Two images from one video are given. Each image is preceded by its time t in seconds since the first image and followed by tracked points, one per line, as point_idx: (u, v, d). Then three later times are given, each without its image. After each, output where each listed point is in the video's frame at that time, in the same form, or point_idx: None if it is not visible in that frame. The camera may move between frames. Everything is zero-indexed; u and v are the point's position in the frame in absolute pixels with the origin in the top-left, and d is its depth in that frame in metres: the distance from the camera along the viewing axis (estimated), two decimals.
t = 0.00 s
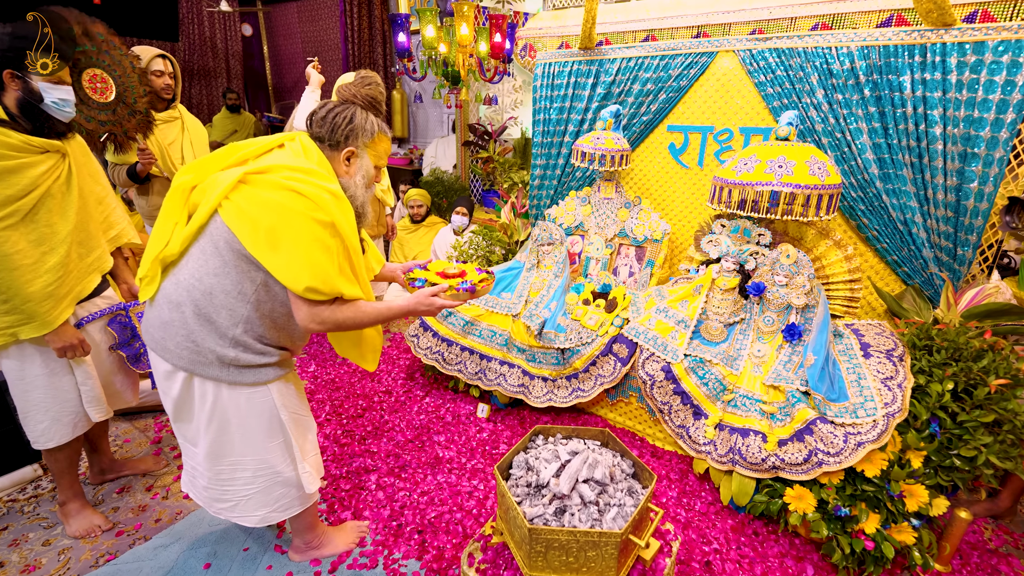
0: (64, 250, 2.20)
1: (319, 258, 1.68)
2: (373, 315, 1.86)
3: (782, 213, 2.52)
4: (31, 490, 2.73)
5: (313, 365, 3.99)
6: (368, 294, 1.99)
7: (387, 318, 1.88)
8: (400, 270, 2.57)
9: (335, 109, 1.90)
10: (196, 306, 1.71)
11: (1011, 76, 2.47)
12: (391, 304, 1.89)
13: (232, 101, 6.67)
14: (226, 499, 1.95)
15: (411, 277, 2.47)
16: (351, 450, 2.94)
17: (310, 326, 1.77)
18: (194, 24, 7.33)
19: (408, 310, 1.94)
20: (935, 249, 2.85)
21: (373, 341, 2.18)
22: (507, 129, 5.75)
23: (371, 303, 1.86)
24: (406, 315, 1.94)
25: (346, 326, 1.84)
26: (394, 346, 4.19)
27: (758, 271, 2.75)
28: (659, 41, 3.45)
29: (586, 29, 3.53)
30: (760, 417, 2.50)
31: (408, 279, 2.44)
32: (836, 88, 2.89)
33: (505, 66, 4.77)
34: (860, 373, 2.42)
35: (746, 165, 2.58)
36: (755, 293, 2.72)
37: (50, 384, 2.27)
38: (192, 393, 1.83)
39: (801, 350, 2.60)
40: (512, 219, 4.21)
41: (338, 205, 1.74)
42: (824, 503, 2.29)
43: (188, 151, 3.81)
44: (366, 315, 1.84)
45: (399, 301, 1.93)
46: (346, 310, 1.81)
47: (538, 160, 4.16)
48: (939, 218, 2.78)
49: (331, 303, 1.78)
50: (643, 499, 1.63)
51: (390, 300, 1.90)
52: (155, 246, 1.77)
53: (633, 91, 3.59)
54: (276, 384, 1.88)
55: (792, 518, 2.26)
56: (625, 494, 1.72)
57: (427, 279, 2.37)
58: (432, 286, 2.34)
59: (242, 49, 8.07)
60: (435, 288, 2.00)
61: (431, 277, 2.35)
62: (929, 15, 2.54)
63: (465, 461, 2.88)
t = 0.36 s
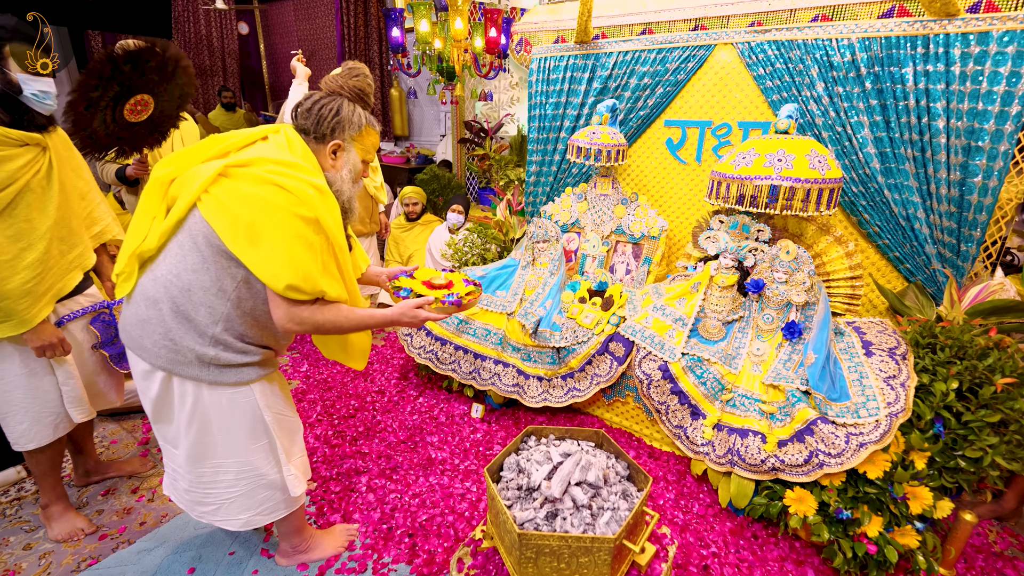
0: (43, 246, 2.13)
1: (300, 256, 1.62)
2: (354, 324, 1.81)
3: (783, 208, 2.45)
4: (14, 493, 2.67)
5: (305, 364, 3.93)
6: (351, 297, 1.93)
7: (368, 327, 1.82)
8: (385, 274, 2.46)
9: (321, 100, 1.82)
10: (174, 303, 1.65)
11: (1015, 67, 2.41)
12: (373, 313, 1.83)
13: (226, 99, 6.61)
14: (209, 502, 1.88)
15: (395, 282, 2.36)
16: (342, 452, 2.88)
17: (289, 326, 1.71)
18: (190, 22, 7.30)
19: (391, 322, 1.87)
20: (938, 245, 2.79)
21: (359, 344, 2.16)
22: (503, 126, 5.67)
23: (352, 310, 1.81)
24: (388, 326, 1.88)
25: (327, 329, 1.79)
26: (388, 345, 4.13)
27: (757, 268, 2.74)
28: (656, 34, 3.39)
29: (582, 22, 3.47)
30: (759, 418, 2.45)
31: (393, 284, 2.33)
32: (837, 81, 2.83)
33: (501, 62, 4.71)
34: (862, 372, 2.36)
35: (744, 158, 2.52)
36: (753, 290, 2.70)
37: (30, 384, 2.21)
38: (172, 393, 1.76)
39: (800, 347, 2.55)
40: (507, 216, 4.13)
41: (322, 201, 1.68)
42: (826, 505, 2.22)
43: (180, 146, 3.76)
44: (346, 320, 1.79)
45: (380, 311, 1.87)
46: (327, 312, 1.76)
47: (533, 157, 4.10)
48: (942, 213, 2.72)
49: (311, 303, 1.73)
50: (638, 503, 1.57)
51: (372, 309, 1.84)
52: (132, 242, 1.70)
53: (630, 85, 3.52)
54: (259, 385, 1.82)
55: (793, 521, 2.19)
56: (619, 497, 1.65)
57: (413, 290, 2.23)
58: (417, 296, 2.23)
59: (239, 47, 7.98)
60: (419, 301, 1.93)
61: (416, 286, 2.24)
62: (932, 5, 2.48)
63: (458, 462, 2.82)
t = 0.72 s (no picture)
0: (8, 239, 2.03)
1: (269, 247, 1.53)
2: (326, 329, 1.76)
3: (783, 200, 2.35)
4: None
5: (293, 363, 3.84)
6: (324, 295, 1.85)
7: (340, 333, 1.78)
8: (357, 280, 2.39)
9: (294, 85, 1.73)
10: (136, 298, 1.56)
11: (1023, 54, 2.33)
12: (346, 320, 1.79)
13: (217, 95, 6.50)
14: (178, 509, 1.79)
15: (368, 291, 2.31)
16: (327, 454, 2.79)
17: (258, 323, 1.62)
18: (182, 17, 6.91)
19: (364, 330, 1.84)
20: (942, 240, 2.70)
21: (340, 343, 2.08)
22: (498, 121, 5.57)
23: (325, 314, 1.74)
24: (360, 334, 1.84)
25: (298, 330, 1.72)
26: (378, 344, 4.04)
27: (755, 263, 2.64)
28: (652, 24, 3.29)
29: (575, 13, 3.37)
30: (757, 418, 2.35)
31: (364, 293, 2.27)
32: (837, 70, 2.74)
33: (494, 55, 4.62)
34: (864, 370, 2.26)
35: (742, 149, 2.43)
36: (752, 286, 2.60)
37: None
38: (136, 394, 1.67)
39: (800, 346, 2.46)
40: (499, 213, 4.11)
41: (294, 190, 1.60)
42: (826, 510, 2.13)
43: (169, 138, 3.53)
44: (318, 323, 1.73)
45: (356, 319, 1.83)
46: (297, 311, 1.68)
47: (527, 151, 4.00)
48: (946, 206, 2.63)
49: (280, 299, 1.64)
50: (628, 509, 1.47)
51: (345, 315, 1.80)
52: (91, 233, 1.61)
53: (625, 77, 3.43)
54: (229, 385, 1.73)
55: (791, 526, 2.10)
56: (608, 503, 1.56)
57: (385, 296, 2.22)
58: (390, 306, 2.18)
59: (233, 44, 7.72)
60: (395, 310, 1.90)
61: (390, 295, 2.20)
62: None
63: (446, 464, 2.73)
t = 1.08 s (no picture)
0: None
1: (224, 237, 1.43)
2: (288, 330, 1.69)
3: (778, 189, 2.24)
4: None
5: (274, 364, 3.72)
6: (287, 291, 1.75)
7: (305, 334, 1.72)
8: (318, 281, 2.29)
9: (251, 64, 1.64)
10: (73, 292, 1.44)
11: None
12: (310, 318, 1.74)
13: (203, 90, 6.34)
14: (130, 521, 1.68)
15: (330, 293, 2.20)
16: (303, 458, 2.68)
17: (214, 319, 1.52)
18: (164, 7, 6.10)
19: (330, 333, 1.80)
20: (943, 232, 2.60)
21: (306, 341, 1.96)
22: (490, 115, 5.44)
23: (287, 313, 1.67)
24: (326, 335, 1.81)
25: (259, 329, 1.63)
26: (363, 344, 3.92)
27: (750, 257, 2.52)
28: (643, 10, 3.18)
29: None
30: (752, 420, 2.24)
31: (327, 294, 2.16)
32: (835, 56, 2.63)
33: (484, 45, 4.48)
34: (864, 369, 2.15)
35: (735, 137, 2.32)
36: (746, 281, 2.49)
37: None
38: (79, 398, 1.56)
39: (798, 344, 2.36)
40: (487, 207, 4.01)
41: (250, 175, 1.49)
42: (824, 516, 2.02)
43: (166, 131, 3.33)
44: (281, 322, 1.66)
45: (320, 323, 1.78)
46: (256, 306, 1.58)
47: (516, 144, 3.88)
48: (948, 197, 2.53)
49: (239, 293, 1.54)
50: (610, 521, 1.36)
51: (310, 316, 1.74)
52: (26, 223, 1.48)
53: (615, 66, 3.32)
54: (182, 385, 1.64)
55: (787, 533, 1.99)
56: (588, 514, 1.45)
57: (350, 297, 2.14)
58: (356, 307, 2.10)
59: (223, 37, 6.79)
60: (362, 312, 1.86)
61: (355, 296, 2.12)
62: None
63: (428, 469, 2.62)
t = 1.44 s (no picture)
0: None
1: (156, 224, 1.30)
2: (237, 331, 1.58)
3: (761, 181, 2.13)
4: None
5: (242, 367, 3.55)
6: (233, 286, 1.63)
7: (254, 331, 1.60)
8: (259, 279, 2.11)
9: (183, 40, 1.49)
10: None
11: (1021, 23, 2.13)
12: (259, 317, 1.60)
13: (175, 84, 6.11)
14: (53, 546, 1.51)
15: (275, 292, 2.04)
16: (265, 468, 2.53)
17: (149, 317, 1.38)
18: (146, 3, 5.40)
19: (279, 333, 1.69)
20: (933, 227, 2.50)
21: (258, 339, 1.86)
22: (472, 109, 5.29)
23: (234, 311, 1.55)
24: (277, 336, 1.69)
25: (204, 328, 1.51)
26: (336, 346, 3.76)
27: (734, 253, 2.41)
28: None
29: None
30: (735, 424, 2.13)
31: (273, 293, 2.00)
32: (821, 43, 2.52)
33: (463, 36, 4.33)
34: (853, 370, 2.03)
35: (717, 126, 2.20)
36: (730, 277, 2.39)
37: None
38: None
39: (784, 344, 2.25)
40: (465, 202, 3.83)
41: (183, 158, 1.36)
42: (811, 527, 1.91)
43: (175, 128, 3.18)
44: (229, 320, 1.54)
45: (271, 320, 1.66)
46: (197, 301, 1.45)
47: (494, 137, 3.74)
48: (938, 190, 2.43)
49: (181, 288, 1.41)
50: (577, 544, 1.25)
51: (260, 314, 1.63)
52: None
53: (596, 55, 3.19)
54: (110, 393, 1.50)
55: (772, 546, 1.89)
56: (553, 536, 1.33)
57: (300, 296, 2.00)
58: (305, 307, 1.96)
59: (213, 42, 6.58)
60: (315, 310, 1.75)
61: (305, 294, 1.99)
62: None
63: (397, 478, 2.48)
